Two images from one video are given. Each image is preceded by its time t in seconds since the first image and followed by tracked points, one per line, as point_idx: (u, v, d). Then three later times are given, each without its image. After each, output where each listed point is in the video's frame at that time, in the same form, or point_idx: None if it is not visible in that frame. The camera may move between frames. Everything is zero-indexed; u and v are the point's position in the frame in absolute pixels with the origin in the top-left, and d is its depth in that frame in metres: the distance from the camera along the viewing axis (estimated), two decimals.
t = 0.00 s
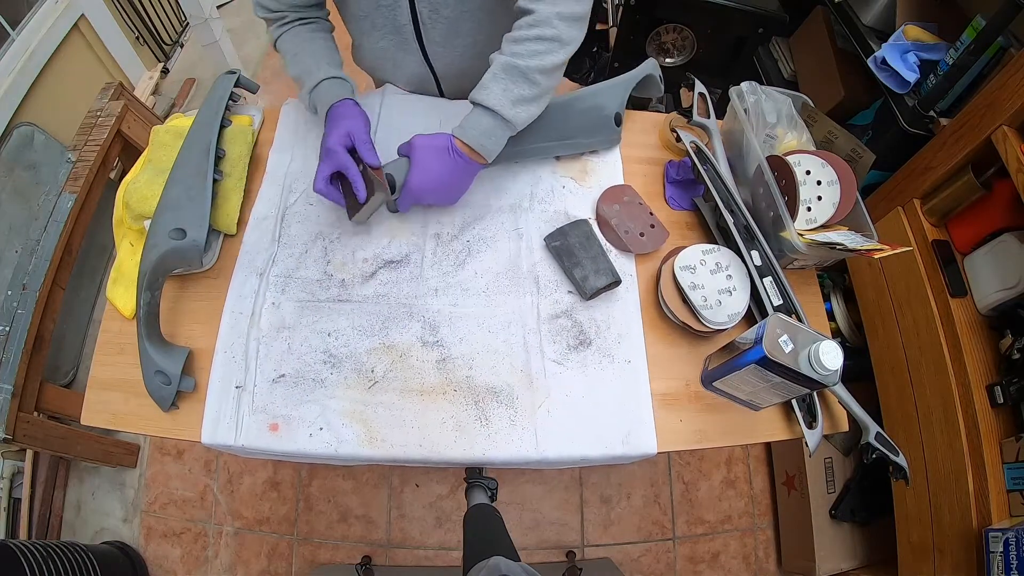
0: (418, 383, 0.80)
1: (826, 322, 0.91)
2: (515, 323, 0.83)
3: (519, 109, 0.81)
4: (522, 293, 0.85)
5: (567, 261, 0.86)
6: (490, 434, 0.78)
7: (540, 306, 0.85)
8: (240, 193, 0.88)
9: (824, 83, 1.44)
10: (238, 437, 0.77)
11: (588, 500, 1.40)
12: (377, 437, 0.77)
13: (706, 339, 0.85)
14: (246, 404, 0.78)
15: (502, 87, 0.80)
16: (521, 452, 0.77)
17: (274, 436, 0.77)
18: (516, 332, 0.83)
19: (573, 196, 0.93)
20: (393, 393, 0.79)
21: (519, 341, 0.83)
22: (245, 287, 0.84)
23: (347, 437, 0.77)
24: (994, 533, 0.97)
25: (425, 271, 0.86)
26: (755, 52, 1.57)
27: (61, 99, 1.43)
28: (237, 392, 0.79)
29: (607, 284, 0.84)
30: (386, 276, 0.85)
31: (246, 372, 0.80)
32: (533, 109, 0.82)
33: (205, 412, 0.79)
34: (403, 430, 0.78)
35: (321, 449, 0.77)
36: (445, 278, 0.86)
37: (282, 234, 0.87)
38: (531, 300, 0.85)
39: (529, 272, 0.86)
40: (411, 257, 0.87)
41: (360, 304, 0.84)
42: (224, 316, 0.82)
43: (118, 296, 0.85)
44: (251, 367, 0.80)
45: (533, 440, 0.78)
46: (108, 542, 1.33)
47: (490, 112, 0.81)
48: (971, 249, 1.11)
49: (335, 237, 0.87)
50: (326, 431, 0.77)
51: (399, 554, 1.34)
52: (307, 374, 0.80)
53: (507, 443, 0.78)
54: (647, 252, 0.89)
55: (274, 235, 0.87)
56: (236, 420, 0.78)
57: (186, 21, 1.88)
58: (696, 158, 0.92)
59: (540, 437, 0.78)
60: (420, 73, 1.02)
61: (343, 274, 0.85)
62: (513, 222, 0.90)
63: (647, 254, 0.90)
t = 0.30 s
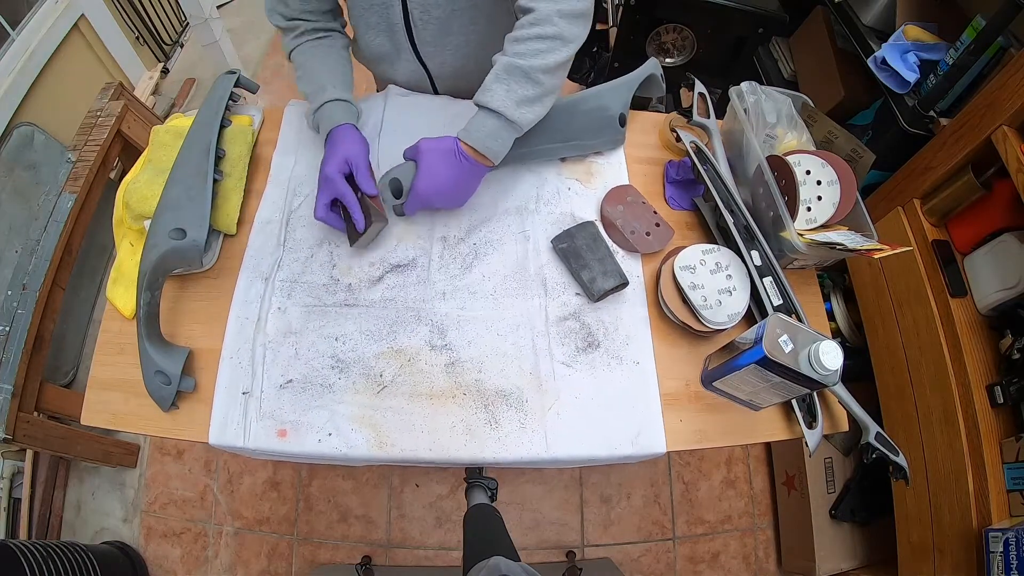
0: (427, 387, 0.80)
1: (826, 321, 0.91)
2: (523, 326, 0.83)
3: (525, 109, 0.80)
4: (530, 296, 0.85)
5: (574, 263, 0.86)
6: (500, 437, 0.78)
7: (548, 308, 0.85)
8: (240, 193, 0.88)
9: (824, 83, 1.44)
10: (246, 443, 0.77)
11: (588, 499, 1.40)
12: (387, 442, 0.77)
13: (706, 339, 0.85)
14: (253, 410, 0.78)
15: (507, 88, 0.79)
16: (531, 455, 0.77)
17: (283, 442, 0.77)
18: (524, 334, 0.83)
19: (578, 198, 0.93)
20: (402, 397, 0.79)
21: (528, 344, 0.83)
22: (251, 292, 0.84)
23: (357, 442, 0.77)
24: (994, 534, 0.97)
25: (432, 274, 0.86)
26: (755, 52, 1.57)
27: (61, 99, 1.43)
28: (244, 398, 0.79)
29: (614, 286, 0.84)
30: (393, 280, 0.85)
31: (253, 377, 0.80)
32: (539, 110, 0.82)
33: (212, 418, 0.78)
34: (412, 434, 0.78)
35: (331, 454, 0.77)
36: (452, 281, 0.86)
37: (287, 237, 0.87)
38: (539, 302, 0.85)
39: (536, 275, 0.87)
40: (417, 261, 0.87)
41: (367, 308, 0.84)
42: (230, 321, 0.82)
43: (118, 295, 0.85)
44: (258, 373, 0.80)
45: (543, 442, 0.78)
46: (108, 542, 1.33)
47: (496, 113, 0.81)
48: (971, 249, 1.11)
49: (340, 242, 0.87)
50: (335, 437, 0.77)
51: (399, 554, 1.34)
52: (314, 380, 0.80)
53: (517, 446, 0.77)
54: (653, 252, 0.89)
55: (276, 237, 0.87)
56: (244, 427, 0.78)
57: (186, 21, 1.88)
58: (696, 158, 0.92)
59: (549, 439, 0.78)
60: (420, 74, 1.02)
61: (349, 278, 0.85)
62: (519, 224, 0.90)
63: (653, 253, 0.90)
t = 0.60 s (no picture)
0: (431, 384, 0.80)
1: (826, 321, 0.91)
2: (527, 322, 0.84)
3: (530, 107, 0.80)
4: (533, 293, 0.85)
5: (576, 260, 0.86)
6: (505, 433, 0.78)
7: (551, 305, 0.85)
8: (240, 193, 0.88)
9: (824, 83, 1.44)
10: (250, 443, 0.77)
11: (588, 499, 1.40)
12: (392, 439, 0.77)
13: (706, 339, 0.85)
14: (257, 410, 0.78)
15: (511, 88, 0.78)
16: (537, 451, 0.77)
17: (287, 441, 0.77)
18: (528, 331, 0.83)
19: (580, 194, 0.93)
20: (407, 395, 0.79)
21: (532, 341, 0.83)
22: (252, 293, 0.84)
23: (362, 441, 0.77)
24: (994, 533, 0.97)
25: (435, 272, 0.86)
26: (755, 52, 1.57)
27: (61, 99, 1.43)
28: (248, 398, 0.79)
29: (617, 282, 0.84)
30: (396, 278, 0.85)
31: (256, 377, 0.80)
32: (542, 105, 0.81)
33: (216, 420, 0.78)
34: (417, 432, 0.78)
35: (337, 453, 0.77)
36: (455, 278, 0.86)
37: (289, 237, 0.87)
38: (542, 299, 0.85)
39: (539, 272, 0.87)
40: (420, 259, 0.87)
41: (371, 307, 0.84)
42: (232, 321, 0.82)
43: (118, 295, 0.85)
44: (262, 372, 0.80)
45: (548, 438, 0.78)
46: (108, 542, 1.33)
47: (501, 114, 0.81)
48: (971, 249, 1.11)
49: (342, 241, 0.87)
50: (340, 435, 0.77)
51: (399, 554, 1.34)
52: (318, 379, 0.80)
53: (522, 442, 0.78)
54: (655, 249, 0.89)
55: (277, 238, 0.87)
56: (248, 427, 0.78)
57: (186, 21, 1.88)
58: (696, 158, 0.92)
59: (555, 436, 0.78)
60: (419, 74, 1.02)
61: (352, 277, 0.85)
62: (521, 222, 0.90)
63: (656, 250, 0.90)
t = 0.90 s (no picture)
0: (434, 385, 0.80)
1: (826, 322, 0.91)
2: (529, 323, 0.83)
3: (502, 91, 0.86)
4: (535, 293, 0.85)
5: (578, 260, 0.86)
6: (509, 434, 0.78)
7: (553, 305, 0.85)
8: (240, 193, 0.88)
9: (824, 83, 1.44)
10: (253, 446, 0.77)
11: (588, 499, 1.40)
12: (395, 441, 0.77)
13: (706, 339, 0.86)
14: (260, 413, 0.78)
15: (487, 69, 0.85)
16: (540, 451, 0.77)
17: (291, 444, 0.77)
18: (530, 331, 0.83)
19: (580, 194, 0.93)
20: (410, 396, 0.79)
21: (534, 341, 0.83)
22: (253, 296, 0.84)
23: (365, 443, 0.77)
24: (994, 534, 0.97)
25: (436, 273, 0.86)
26: (755, 52, 1.57)
27: (61, 99, 1.43)
28: (251, 401, 0.79)
29: (618, 281, 0.84)
30: (398, 280, 0.85)
31: (258, 380, 0.79)
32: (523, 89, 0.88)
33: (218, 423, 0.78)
34: (420, 434, 0.78)
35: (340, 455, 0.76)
36: (457, 280, 0.86)
37: (289, 237, 0.87)
38: (544, 299, 0.85)
39: (541, 272, 0.87)
40: (422, 260, 0.87)
41: (372, 309, 0.83)
42: (234, 324, 0.82)
43: (118, 295, 0.85)
44: (264, 376, 0.80)
45: (552, 439, 0.78)
46: (108, 542, 1.33)
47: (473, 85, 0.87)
48: (971, 249, 1.11)
49: (343, 242, 0.87)
50: (343, 438, 0.77)
51: (399, 554, 1.34)
52: (320, 381, 0.79)
53: (526, 443, 0.77)
54: (656, 249, 0.89)
55: (278, 237, 0.87)
56: (250, 430, 0.77)
57: (186, 21, 1.88)
58: (696, 158, 0.92)
59: (558, 437, 0.78)
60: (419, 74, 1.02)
61: (353, 279, 0.85)
62: (522, 221, 0.90)
63: (657, 249, 0.90)
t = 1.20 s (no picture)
0: (442, 388, 0.80)
1: (826, 321, 0.91)
2: (536, 326, 0.84)
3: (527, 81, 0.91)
4: (541, 296, 0.85)
5: (584, 262, 0.86)
6: (517, 437, 0.78)
7: (559, 308, 0.85)
8: (240, 193, 0.88)
9: (824, 83, 1.44)
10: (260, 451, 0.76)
11: (588, 499, 1.40)
12: (404, 445, 0.77)
13: (706, 339, 0.86)
14: (266, 418, 0.78)
15: (517, 61, 0.90)
16: (549, 453, 0.77)
17: (298, 449, 0.76)
18: (537, 334, 0.83)
19: (584, 195, 0.93)
20: (418, 400, 0.79)
21: (541, 344, 0.83)
22: (258, 300, 0.83)
23: (373, 447, 0.77)
24: (994, 534, 0.97)
25: (442, 277, 0.86)
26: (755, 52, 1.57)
27: (61, 99, 1.43)
28: (257, 406, 0.78)
29: (625, 283, 0.85)
30: (404, 283, 0.85)
31: (264, 385, 0.79)
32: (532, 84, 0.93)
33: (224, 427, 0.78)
34: (429, 438, 0.77)
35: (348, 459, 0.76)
36: (463, 283, 0.86)
37: (293, 238, 0.87)
38: (550, 302, 0.85)
39: (547, 275, 0.87)
40: (428, 263, 0.87)
41: (379, 313, 0.83)
42: (240, 328, 0.82)
43: (118, 295, 0.85)
44: (270, 381, 0.79)
45: (560, 441, 0.78)
46: (108, 542, 1.33)
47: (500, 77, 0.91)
48: (971, 249, 1.11)
49: (348, 245, 0.87)
50: (351, 442, 0.77)
51: (398, 554, 1.34)
52: (327, 386, 0.79)
53: (534, 445, 0.77)
54: (661, 248, 0.90)
55: (278, 237, 0.87)
56: (257, 435, 0.77)
57: (186, 21, 1.87)
58: (696, 158, 0.92)
59: (566, 439, 0.78)
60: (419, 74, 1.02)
61: (359, 283, 0.85)
62: (527, 224, 0.90)
63: (661, 249, 0.90)
